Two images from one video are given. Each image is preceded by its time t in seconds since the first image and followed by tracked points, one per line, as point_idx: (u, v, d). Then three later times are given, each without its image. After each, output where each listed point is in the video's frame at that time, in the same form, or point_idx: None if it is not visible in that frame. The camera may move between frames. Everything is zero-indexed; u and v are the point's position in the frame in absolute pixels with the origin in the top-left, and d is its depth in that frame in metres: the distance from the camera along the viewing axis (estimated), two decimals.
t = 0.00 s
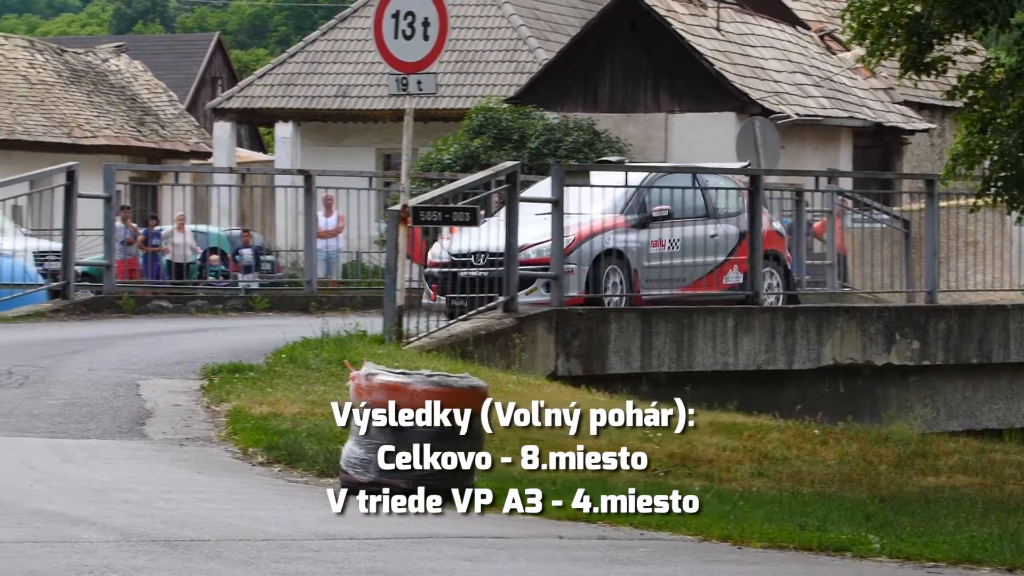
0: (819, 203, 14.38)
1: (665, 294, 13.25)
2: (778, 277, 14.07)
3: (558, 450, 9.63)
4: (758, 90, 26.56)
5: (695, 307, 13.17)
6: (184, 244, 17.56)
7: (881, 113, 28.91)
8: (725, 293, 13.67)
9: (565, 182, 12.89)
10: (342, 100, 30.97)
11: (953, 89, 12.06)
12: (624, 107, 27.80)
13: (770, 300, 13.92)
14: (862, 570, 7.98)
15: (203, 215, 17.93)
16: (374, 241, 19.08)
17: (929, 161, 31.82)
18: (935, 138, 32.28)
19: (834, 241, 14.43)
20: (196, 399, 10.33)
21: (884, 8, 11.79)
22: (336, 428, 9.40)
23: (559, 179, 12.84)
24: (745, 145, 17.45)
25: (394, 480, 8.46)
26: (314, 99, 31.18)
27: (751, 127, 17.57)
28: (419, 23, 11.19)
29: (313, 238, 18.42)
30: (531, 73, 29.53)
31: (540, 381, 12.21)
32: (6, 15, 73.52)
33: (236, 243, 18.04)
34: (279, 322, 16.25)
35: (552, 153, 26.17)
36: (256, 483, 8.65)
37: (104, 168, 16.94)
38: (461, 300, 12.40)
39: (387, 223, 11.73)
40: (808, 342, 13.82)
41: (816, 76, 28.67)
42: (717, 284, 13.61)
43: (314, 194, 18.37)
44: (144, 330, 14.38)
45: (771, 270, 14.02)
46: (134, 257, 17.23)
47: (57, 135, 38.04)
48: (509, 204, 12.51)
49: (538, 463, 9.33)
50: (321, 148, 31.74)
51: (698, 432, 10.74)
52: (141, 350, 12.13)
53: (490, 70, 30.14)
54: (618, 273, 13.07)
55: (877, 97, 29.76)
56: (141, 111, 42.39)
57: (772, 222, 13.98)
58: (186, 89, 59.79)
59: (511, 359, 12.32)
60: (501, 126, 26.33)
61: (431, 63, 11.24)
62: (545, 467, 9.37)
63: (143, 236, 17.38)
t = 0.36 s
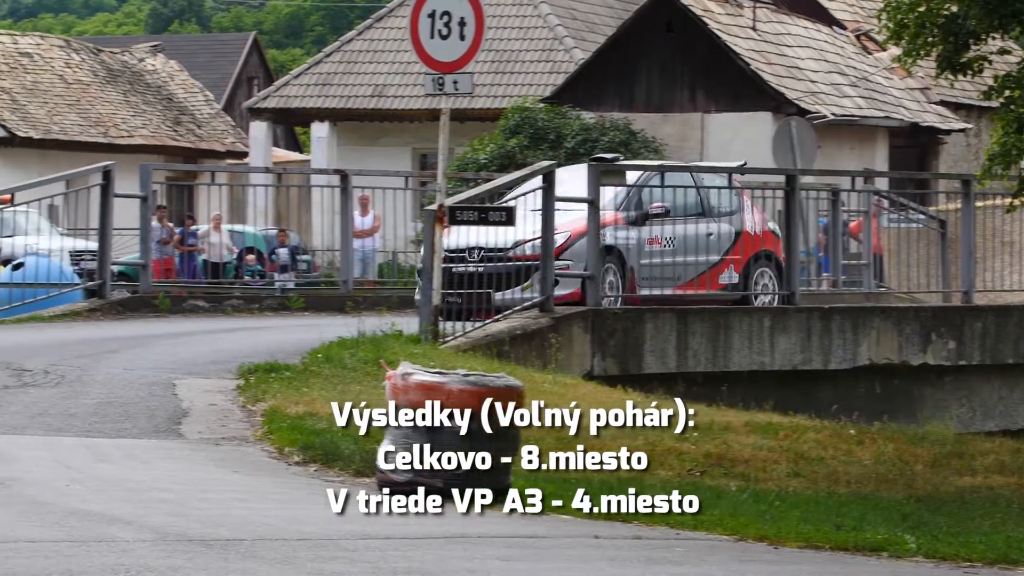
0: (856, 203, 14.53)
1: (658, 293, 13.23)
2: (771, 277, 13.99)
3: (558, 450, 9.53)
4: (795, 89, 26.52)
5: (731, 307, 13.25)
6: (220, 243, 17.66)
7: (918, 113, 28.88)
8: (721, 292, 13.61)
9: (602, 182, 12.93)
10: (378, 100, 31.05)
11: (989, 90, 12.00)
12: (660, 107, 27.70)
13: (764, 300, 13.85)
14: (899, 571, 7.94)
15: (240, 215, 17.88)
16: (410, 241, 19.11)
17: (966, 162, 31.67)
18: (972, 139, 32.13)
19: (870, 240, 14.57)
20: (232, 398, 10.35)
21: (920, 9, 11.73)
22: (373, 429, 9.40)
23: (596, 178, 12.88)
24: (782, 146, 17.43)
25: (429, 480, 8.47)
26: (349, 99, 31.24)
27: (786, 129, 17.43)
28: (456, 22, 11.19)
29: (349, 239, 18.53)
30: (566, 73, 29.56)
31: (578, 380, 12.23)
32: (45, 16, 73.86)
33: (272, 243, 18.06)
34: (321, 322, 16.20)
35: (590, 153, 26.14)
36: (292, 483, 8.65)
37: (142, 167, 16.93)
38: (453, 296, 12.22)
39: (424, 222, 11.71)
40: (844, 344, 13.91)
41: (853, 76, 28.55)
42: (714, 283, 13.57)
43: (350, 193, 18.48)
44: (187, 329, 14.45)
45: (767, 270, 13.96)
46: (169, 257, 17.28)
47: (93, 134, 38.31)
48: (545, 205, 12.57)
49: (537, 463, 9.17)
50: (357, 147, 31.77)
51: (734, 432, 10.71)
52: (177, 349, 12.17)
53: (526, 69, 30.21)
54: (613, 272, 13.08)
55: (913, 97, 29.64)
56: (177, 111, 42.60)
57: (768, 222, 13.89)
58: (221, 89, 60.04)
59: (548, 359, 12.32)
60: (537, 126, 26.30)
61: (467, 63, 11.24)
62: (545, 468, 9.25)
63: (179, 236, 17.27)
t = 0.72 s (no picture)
0: (890, 202, 14.48)
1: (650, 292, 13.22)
2: (767, 277, 13.82)
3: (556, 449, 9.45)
4: (828, 89, 26.38)
5: (763, 307, 13.45)
6: (253, 243, 17.68)
7: (951, 113, 28.64)
8: (710, 292, 13.41)
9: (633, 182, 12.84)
10: (411, 99, 31.10)
11: None
12: (692, 106, 27.68)
13: (756, 300, 13.69)
14: (933, 571, 7.89)
15: (273, 212, 18.06)
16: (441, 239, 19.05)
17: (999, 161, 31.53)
18: (1005, 138, 31.99)
19: (903, 240, 14.61)
20: (265, 398, 10.36)
21: (953, 9, 11.92)
22: (408, 429, 9.40)
23: (628, 178, 12.79)
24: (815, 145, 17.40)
25: (464, 479, 8.50)
26: (382, 98, 31.32)
27: (819, 127, 17.45)
28: (489, 22, 11.19)
29: (382, 237, 18.59)
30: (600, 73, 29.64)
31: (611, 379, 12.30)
32: (79, 16, 74.32)
33: (305, 242, 18.23)
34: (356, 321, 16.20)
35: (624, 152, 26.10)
36: (326, 483, 8.65)
37: (174, 166, 16.98)
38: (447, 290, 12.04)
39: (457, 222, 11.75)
40: (877, 343, 14.10)
41: (885, 76, 28.36)
42: (705, 282, 13.35)
43: (383, 193, 18.65)
44: (225, 328, 14.55)
45: (758, 269, 13.76)
46: (202, 256, 17.19)
47: (127, 133, 38.51)
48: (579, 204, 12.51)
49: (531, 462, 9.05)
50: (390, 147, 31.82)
51: (767, 432, 10.66)
52: (212, 348, 12.22)
53: (560, 69, 30.30)
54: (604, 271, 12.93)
55: (946, 96, 29.48)
56: (210, 110, 42.74)
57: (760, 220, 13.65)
58: (255, 88, 60.24)
59: (580, 359, 12.39)
60: (570, 126, 26.23)
61: (501, 62, 11.24)
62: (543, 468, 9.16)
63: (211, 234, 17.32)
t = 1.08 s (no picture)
0: (918, 202, 14.83)
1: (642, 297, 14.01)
2: (755, 273, 13.89)
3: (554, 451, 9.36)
4: (857, 88, 26.19)
5: (793, 306, 13.60)
6: (282, 241, 17.82)
7: (980, 112, 28.53)
8: (704, 288, 13.40)
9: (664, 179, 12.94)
10: (440, 97, 31.10)
11: None
12: (722, 105, 27.73)
13: (746, 298, 13.74)
14: (962, 570, 7.86)
15: (302, 211, 18.15)
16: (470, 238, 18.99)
17: None
18: None
19: (932, 239, 14.92)
20: (294, 396, 10.37)
21: (984, 8, 11.92)
22: (436, 427, 9.43)
23: (658, 176, 12.89)
24: (844, 144, 17.35)
25: (493, 478, 8.55)
26: (411, 97, 31.34)
27: (849, 126, 17.38)
28: (518, 21, 11.20)
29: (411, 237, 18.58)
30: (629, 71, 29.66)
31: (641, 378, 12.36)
32: (108, 14, 74.54)
33: (334, 241, 18.17)
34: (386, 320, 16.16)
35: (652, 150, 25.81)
36: (356, 481, 8.66)
37: (204, 163, 16.91)
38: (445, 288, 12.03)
39: (487, 220, 11.71)
40: (906, 342, 14.32)
41: (915, 75, 28.22)
42: (697, 279, 13.33)
43: (412, 192, 18.76)
44: (257, 326, 14.62)
45: (750, 265, 13.85)
46: (232, 253, 17.42)
47: (157, 131, 38.62)
48: (607, 200, 12.67)
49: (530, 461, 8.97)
50: (419, 145, 31.84)
51: (796, 431, 10.63)
52: (242, 346, 12.25)
53: (589, 67, 30.33)
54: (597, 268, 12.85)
55: (975, 95, 29.36)
56: (239, 108, 42.82)
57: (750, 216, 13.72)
58: (285, 86, 60.35)
59: (609, 357, 12.42)
60: (599, 125, 25.98)
61: (530, 60, 11.25)
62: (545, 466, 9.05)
63: (241, 232, 17.57)
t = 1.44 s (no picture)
0: (947, 200, 14.85)
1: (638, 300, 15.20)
2: (746, 271, 13.70)
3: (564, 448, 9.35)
4: (886, 86, 26.06)
5: (821, 304, 13.77)
6: (311, 239, 17.81)
7: (1009, 111, 28.42)
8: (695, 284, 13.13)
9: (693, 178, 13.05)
10: (469, 95, 31.13)
11: None
12: (750, 104, 27.70)
13: (735, 296, 13.54)
14: (990, 569, 7.83)
15: (331, 209, 18.43)
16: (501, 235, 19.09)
17: None
18: None
19: (961, 237, 14.93)
20: (322, 393, 10.39)
21: (1012, 6, 11.87)
22: (463, 424, 9.45)
23: (686, 175, 13.00)
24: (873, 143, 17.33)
25: (521, 475, 8.56)
26: (439, 95, 31.40)
27: (877, 124, 17.33)
28: (547, 18, 11.24)
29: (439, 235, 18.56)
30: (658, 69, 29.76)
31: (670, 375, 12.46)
32: (138, 11, 74.86)
33: (362, 237, 18.58)
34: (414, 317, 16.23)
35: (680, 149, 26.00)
36: (384, 479, 8.68)
37: (232, 162, 16.94)
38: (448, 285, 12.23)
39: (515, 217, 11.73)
40: (935, 341, 14.58)
41: (943, 73, 28.11)
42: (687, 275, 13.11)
43: (440, 188, 18.89)
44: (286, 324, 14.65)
45: (738, 262, 13.62)
46: (260, 252, 17.38)
47: (186, 128, 38.72)
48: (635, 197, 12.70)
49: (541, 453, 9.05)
50: (448, 142, 31.88)
51: (824, 428, 10.63)
52: (271, 344, 12.28)
53: (618, 65, 30.47)
54: (589, 266, 12.57)
55: (1004, 93, 29.22)
56: (267, 106, 42.84)
57: (739, 211, 13.43)
58: (314, 83, 60.51)
59: (637, 354, 12.49)
60: (628, 123, 26.18)
61: (559, 57, 11.27)
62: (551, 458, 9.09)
63: (270, 230, 17.54)
